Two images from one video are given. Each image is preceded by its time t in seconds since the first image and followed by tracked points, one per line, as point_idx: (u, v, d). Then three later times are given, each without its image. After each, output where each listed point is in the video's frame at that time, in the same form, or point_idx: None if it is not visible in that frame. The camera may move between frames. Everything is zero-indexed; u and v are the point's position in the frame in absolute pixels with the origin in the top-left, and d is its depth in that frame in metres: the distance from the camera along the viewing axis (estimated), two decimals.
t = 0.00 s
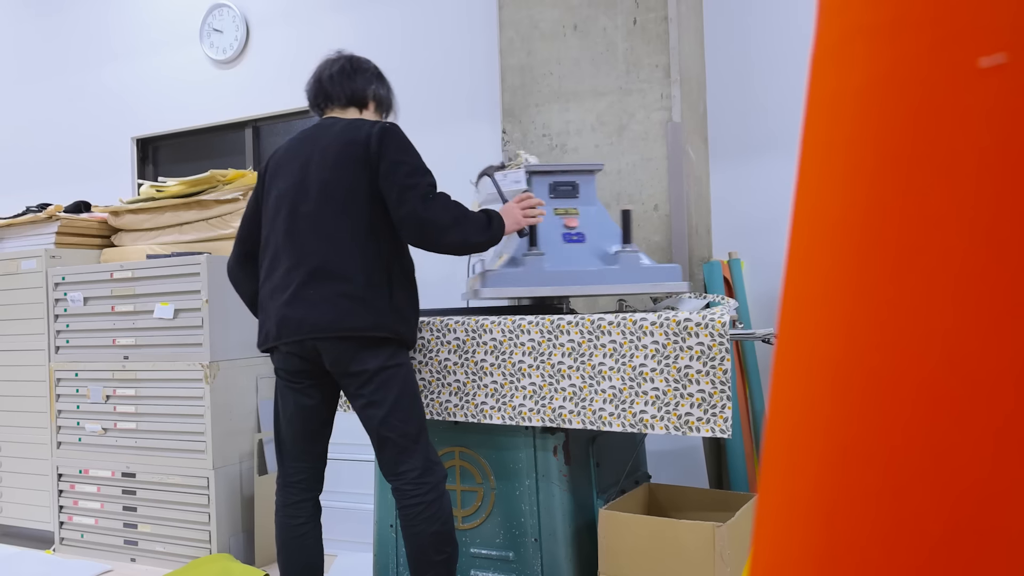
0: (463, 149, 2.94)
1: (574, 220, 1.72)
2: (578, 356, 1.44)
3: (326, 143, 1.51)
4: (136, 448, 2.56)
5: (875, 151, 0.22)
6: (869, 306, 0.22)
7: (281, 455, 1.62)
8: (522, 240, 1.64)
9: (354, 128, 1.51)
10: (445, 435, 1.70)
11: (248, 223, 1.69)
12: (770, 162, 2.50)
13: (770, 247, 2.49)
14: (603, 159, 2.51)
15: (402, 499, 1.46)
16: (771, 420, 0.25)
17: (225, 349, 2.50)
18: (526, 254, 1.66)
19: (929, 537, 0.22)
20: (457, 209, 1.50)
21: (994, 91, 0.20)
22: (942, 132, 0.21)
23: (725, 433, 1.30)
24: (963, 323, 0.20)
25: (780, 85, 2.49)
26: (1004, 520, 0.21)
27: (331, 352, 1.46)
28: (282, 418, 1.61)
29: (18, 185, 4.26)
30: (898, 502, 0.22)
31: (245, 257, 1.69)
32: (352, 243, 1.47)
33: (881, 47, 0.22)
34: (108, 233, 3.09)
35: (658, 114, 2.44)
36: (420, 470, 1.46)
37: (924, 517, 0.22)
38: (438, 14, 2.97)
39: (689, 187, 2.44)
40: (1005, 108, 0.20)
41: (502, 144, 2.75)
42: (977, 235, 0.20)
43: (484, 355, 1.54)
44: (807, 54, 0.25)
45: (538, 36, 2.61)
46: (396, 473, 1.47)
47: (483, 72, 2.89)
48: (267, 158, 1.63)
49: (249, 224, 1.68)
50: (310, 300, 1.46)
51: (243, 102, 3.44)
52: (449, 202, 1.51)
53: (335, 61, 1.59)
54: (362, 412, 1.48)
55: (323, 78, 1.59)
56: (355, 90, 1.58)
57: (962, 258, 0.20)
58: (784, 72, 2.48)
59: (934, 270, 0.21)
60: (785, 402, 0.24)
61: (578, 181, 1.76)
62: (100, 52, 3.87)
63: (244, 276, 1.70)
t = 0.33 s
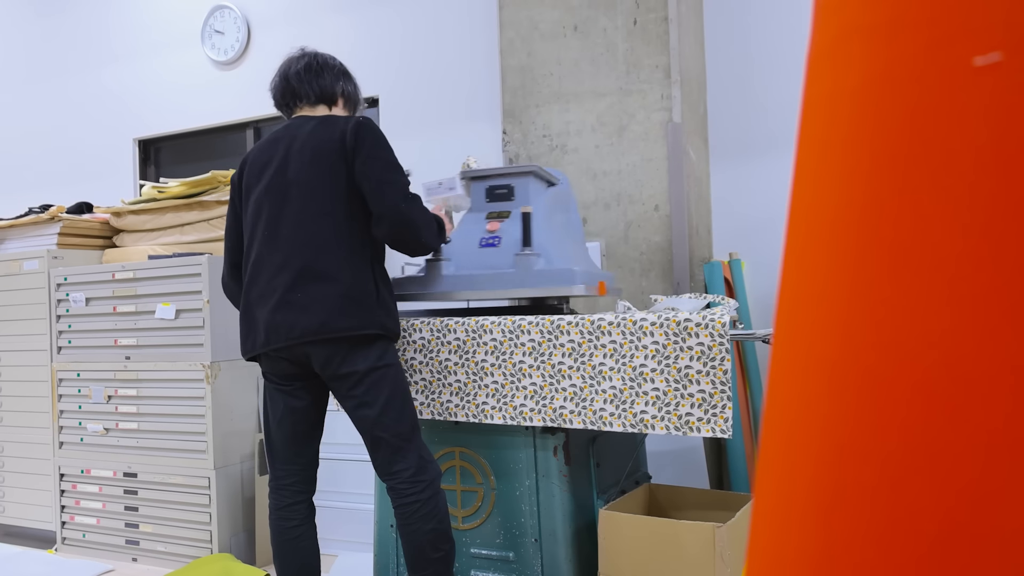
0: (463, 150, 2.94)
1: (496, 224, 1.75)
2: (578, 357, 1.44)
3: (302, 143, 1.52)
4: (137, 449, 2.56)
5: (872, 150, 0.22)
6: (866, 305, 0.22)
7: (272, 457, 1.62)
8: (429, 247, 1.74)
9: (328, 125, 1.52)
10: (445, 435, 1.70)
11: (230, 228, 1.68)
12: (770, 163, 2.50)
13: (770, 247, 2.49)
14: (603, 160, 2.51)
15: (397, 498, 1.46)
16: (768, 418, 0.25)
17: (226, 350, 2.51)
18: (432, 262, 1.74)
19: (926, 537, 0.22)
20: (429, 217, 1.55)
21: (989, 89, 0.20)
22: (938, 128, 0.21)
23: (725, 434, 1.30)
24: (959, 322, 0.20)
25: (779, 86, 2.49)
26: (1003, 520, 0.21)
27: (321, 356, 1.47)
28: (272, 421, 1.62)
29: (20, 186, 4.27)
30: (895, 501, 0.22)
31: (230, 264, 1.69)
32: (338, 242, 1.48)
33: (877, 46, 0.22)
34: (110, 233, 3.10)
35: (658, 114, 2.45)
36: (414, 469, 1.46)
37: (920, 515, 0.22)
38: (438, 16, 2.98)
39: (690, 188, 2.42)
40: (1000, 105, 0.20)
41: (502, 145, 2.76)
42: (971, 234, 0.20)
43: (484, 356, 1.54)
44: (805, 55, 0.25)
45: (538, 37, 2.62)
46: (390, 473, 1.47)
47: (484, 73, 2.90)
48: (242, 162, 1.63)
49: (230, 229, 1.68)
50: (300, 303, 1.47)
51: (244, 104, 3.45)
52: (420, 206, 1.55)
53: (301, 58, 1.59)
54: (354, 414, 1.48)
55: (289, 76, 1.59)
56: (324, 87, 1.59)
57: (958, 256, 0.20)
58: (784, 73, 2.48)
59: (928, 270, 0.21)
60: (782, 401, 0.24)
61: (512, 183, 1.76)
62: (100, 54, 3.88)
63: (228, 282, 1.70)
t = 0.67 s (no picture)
0: (464, 150, 2.94)
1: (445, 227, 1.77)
2: (579, 357, 1.44)
3: (306, 141, 1.50)
4: (140, 448, 2.57)
5: (871, 150, 0.22)
6: (863, 306, 0.22)
7: (270, 460, 1.62)
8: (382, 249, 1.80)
9: (340, 124, 1.51)
10: (447, 435, 1.71)
11: (222, 224, 1.66)
12: (771, 164, 2.49)
13: (773, 247, 2.48)
14: (605, 160, 2.51)
15: (392, 505, 1.46)
16: (766, 419, 0.25)
17: (228, 350, 2.51)
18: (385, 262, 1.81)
19: (924, 538, 0.22)
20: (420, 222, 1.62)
21: (988, 89, 0.20)
22: (934, 127, 0.21)
23: (725, 434, 1.29)
24: (956, 323, 0.20)
25: (781, 85, 2.49)
26: (1000, 523, 0.20)
27: (317, 358, 1.47)
28: (270, 425, 1.62)
29: (22, 185, 4.27)
30: (892, 504, 0.22)
31: (224, 263, 1.68)
32: (345, 243, 1.48)
33: (876, 44, 0.22)
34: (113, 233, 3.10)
35: (660, 114, 2.44)
36: (408, 476, 1.47)
37: (917, 516, 0.22)
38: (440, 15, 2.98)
39: (693, 188, 2.41)
40: (997, 105, 0.20)
41: (504, 145, 2.76)
42: (969, 234, 0.20)
43: (484, 356, 1.54)
44: (804, 54, 0.25)
45: (540, 37, 2.62)
46: (384, 478, 1.48)
47: (486, 73, 2.89)
48: (239, 149, 1.59)
49: (222, 226, 1.66)
50: (303, 304, 1.46)
51: (246, 105, 3.45)
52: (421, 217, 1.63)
53: (302, 51, 1.60)
54: (349, 418, 1.48)
55: (289, 67, 1.59)
56: (325, 81, 1.60)
57: (958, 257, 0.20)
58: (786, 71, 2.47)
59: (927, 270, 0.21)
60: (780, 401, 0.24)
61: (468, 188, 1.75)
62: (102, 55, 3.89)
63: (224, 282, 1.70)
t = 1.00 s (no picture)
0: (465, 150, 2.94)
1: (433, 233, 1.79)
2: (580, 357, 1.44)
3: (321, 140, 1.51)
4: (142, 448, 2.57)
5: (862, 151, 0.22)
6: (856, 307, 0.22)
7: (280, 459, 1.62)
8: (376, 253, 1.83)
9: (354, 126, 1.53)
10: (448, 435, 1.71)
11: (228, 226, 1.64)
12: (774, 165, 2.49)
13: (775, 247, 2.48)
14: (608, 160, 2.51)
15: (402, 498, 1.46)
16: (763, 419, 0.25)
17: (230, 349, 2.51)
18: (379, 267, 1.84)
19: (914, 540, 0.22)
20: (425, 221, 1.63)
21: (982, 90, 0.20)
22: (928, 129, 0.21)
23: (726, 434, 1.29)
24: (950, 323, 0.20)
25: (783, 85, 2.48)
26: (992, 522, 0.20)
27: (342, 350, 1.48)
28: (282, 425, 1.62)
29: (25, 186, 4.28)
30: (885, 505, 0.22)
31: (232, 264, 1.66)
32: (366, 241, 1.50)
33: (870, 47, 0.22)
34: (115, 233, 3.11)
35: (662, 114, 2.44)
36: (421, 469, 1.47)
37: (907, 517, 0.22)
38: (442, 15, 2.98)
39: (694, 188, 2.43)
40: (992, 104, 0.20)
41: (506, 145, 2.76)
42: (962, 235, 0.20)
43: (485, 356, 1.54)
44: (801, 58, 0.25)
45: (542, 37, 2.62)
46: (397, 472, 1.48)
47: (487, 73, 2.89)
48: (246, 151, 1.57)
49: (229, 227, 1.64)
50: (329, 300, 1.46)
51: (249, 106, 3.46)
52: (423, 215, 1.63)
53: (306, 54, 1.62)
54: (365, 410, 1.48)
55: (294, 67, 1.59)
56: (329, 85, 1.63)
57: (950, 257, 0.20)
58: (788, 71, 2.47)
59: (918, 271, 0.21)
60: (775, 404, 0.24)
61: (455, 194, 1.73)
62: (104, 55, 3.89)
63: (230, 283, 1.68)
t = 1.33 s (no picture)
0: (467, 152, 2.94)
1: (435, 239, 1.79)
2: (581, 358, 1.44)
3: (330, 143, 1.52)
4: (143, 448, 2.57)
5: (854, 153, 0.22)
6: (849, 309, 0.22)
7: (287, 458, 1.61)
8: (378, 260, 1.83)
9: (360, 129, 1.54)
10: (449, 435, 1.71)
11: (238, 231, 1.64)
12: (775, 165, 2.49)
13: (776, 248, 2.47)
14: (609, 160, 2.51)
15: (409, 492, 1.47)
16: (752, 425, 0.25)
17: (232, 350, 2.52)
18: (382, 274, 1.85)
19: (905, 541, 0.22)
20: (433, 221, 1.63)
21: (976, 92, 0.20)
22: (920, 132, 0.21)
23: (727, 435, 1.29)
24: (940, 325, 0.21)
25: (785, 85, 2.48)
26: (982, 521, 0.21)
27: (360, 345, 1.49)
28: (291, 423, 1.61)
29: (27, 186, 4.29)
30: (877, 507, 0.22)
31: (241, 267, 1.66)
32: (377, 240, 1.51)
33: (864, 51, 0.22)
34: (117, 234, 3.11)
35: (663, 115, 2.44)
36: (430, 464, 1.48)
37: (898, 519, 0.22)
38: (445, 16, 2.98)
39: (696, 188, 2.42)
40: (985, 108, 0.20)
41: (507, 146, 2.76)
42: (954, 236, 0.20)
43: (486, 357, 1.54)
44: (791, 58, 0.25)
45: (543, 37, 2.62)
46: (405, 466, 1.48)
47: (489, 73, 2.89)
48: (254, 160, 1.58)
49: (239, 232, 1.64)
50: (347, 296, 1.47)
51: (250, 107, 3.46)
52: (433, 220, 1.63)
53: (306, 68, 1.62)
54: (378, 404, 1.49)
55: (295, 79, 1.60)
56: (329, 97, 1.64)
57: (942, 259, 0.20)
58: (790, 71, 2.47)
59: (910, 273, 0.21)
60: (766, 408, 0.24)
61: (456, 199, 1.74)
62: (106, 56, 3.90)
63: (240, 286, 1.68)
